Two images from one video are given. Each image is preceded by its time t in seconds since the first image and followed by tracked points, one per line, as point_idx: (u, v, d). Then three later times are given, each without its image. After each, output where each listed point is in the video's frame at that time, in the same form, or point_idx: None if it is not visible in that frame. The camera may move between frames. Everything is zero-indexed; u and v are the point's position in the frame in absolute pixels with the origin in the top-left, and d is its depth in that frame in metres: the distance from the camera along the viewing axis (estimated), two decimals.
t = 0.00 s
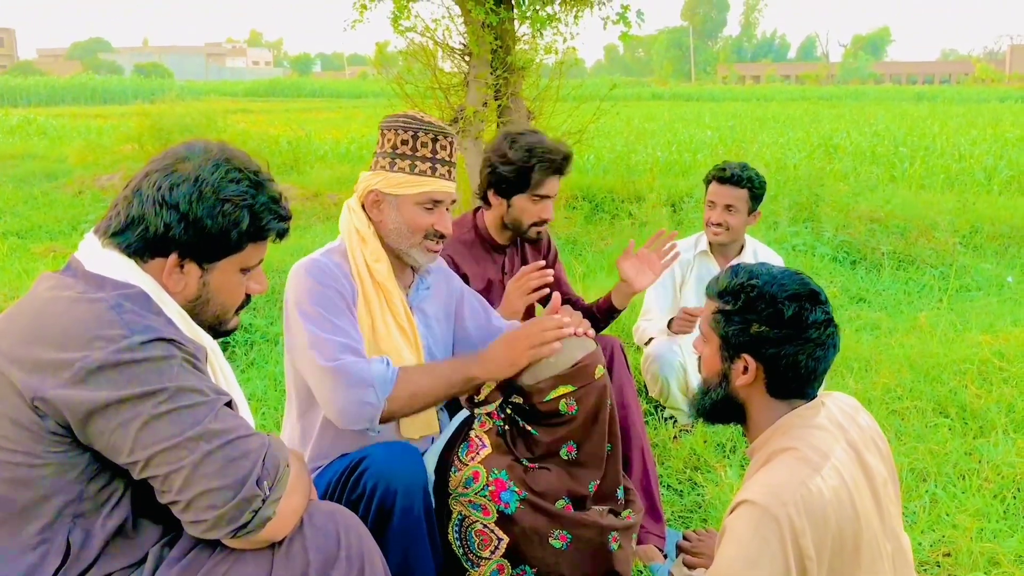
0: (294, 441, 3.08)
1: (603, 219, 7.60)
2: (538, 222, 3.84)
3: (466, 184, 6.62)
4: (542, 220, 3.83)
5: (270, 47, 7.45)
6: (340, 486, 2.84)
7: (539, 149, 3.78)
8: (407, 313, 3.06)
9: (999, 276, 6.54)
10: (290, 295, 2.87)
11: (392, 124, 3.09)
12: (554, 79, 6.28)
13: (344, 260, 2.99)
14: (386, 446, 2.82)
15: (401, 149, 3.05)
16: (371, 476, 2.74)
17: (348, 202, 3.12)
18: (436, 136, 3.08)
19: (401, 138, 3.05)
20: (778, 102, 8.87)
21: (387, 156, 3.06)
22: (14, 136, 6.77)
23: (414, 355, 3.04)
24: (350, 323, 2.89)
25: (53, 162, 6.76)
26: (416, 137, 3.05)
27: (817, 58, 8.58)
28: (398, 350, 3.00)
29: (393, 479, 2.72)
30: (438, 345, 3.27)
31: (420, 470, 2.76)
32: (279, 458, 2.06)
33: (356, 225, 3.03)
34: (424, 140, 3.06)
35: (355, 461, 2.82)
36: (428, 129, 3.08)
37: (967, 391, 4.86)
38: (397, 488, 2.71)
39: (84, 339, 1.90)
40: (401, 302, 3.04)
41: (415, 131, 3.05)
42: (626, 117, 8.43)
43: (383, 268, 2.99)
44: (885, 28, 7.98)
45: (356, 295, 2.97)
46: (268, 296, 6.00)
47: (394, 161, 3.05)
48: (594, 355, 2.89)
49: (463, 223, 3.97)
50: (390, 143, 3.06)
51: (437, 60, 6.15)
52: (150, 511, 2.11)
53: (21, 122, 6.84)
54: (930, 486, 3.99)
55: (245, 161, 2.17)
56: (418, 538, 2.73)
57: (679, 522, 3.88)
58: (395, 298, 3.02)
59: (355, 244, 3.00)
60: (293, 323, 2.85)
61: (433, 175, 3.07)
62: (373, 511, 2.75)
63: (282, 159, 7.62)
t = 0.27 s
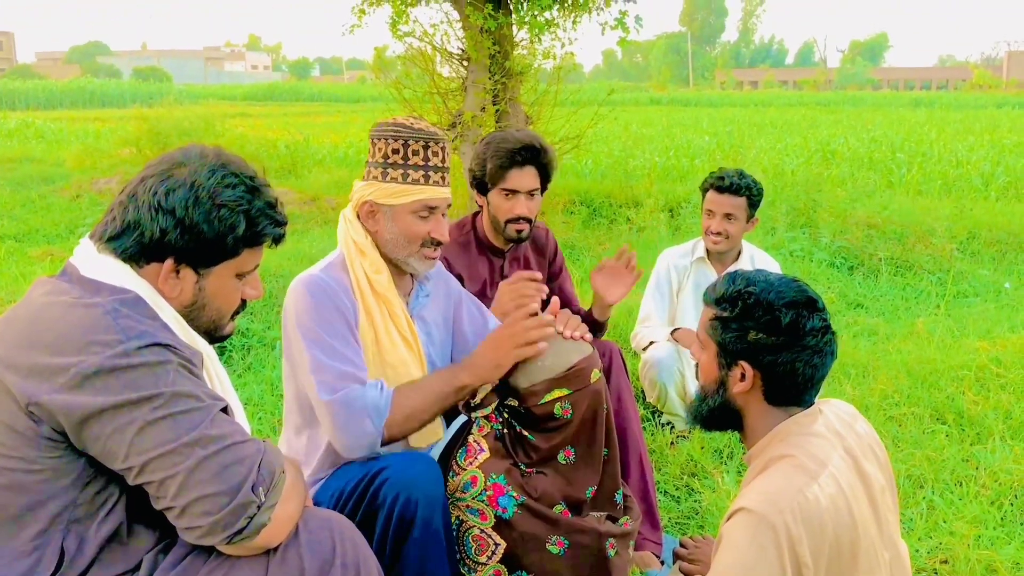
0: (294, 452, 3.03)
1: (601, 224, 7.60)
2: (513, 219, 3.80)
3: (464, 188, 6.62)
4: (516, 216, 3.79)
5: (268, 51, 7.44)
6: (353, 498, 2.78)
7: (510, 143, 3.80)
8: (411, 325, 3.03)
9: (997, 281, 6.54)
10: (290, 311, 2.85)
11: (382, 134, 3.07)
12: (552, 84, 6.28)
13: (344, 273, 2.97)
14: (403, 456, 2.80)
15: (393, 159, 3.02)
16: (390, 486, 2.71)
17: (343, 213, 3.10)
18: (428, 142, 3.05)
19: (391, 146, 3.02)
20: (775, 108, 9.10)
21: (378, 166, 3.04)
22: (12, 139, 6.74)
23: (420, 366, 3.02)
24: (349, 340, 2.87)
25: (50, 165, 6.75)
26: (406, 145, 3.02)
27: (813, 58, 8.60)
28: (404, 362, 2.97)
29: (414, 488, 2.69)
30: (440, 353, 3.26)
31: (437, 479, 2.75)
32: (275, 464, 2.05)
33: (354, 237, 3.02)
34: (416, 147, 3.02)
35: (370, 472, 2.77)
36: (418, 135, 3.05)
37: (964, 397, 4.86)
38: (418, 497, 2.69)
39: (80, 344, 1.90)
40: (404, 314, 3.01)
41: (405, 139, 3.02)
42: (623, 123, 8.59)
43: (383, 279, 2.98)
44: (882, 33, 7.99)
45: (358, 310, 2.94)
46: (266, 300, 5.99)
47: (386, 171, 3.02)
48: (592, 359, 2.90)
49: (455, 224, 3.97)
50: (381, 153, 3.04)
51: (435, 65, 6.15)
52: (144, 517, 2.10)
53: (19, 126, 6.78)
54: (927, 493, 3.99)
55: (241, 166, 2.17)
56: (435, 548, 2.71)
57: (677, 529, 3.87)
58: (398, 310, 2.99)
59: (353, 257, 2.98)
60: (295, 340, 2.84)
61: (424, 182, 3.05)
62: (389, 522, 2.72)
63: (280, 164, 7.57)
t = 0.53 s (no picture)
0: (285, 455, 3.02)
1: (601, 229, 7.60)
2: (516, 235, 3.79)
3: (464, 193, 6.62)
4: (520, 232, 3.78)
5: (270, 54, 7.44)
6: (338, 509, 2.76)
7: (519, 160, 3.78)
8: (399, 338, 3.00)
9: (997, 290, 6.53)
10: (276, 324, 2.87)
11: (364, 144, 3.06)
12: (553, 89, 6.28)
13: (332, 286, 2.96)
14: (385, 467, 2.77)
15: (376, 167, 3.00)
16: (373, 498, 2.68)
17: (334, 224, 3.10)
18: (411, 147, 3.04)
19: (374, 155, 3.01)
20: (775, 114, 9.06)
21: (364, 176, 3.03)
22: (12, 141, 6.75)
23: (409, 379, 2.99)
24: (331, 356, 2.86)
25: (51, 167, 6.75)
26: (390, 152, 3.00)
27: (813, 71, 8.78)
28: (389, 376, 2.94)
29: (398, 500, 2.67)
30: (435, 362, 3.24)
31: (422, 492, 2.73)
32: (273, 469, 2.05)
33: (343, 249, 3.00)
34: (399, 153, 3.01)
35: (354, 483, 2.75)
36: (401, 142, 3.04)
37: (964, 405, 4.85)
38: (401, 509, 2.66)
39: (79, 346, 1.89)
40: (392, 328, 2.98)
41: (387, 146, 3.01)
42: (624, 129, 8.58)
43: (370, 293, 2.95)
44: (884, 41, 7.98)
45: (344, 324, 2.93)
46: (266, 303, 5.99)
47: (371, 180, 3.01)
48: (585, 360, 2.92)
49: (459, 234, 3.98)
50: (365, 162, 3.03)
51: (436, 69, 6.15)
52: (142, 521, 2.09)
53: (20, 127, 6.80)
54: (926, 501, 3.98)
55: (242, 169, 2.17)
56: (421, 558, 2.69)
57: (675, 535, 3.86)
58: (385, 324, 2.96)
59: (340, 270, 2.97)
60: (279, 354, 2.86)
61: (411, 189, 3.02)
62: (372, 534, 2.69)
63: (280, 167, 7.59)
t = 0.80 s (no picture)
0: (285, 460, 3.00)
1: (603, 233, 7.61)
2: (514, 229, 3.79)
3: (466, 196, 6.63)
4: (519, 227, 3.79)
5: (272, 57, 7.42)
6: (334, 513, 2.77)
7: (524, 154, 3.81)
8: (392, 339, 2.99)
9: (998, 296, 6.53)
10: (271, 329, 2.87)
11: (351, 145, 3.05)
12: (555, 93, 6.27)
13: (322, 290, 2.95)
14: (381, 474, 2.79)
15: (365, 168, 3.00)
16: (367, 504, 2.69)
17: (321, 226, 3.08)
18: (399, 147, 3.03)
19: (362, 156, 3.00)
20: (780, 118, 9.22)
21: (352, 177, 3.02)
22: (14, 142, 6.75)
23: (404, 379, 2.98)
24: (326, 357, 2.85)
25: (52, 168, 6.76)
26: (377, 153, 3.00)
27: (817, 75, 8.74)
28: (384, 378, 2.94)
29: (391, 506, 2.67)
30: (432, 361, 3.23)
31: (416, 496, 2.73)
32: (273, 471, 2.04)
33: (332, 253, 2.99)
34: (387, 155, 3.00)
35: (350, 486, 2.76)
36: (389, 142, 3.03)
37: (966, 412, 4.85)
38: (395, 515, 2.65)
39: (80, 347, 1.88)
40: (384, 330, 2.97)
41: (375, 148, 3.00)
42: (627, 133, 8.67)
43: (361, 295, 2.94)
44: (886, 47, 7.98)
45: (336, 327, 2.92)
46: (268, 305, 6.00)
47: (360, 181, 3.00)
48: (583, 363, 2.94)
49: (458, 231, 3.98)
50: (353, 163, 3.02)
51: (439, 72, 6.15)
52: (141, 523, 2.09)
53: (22, 128, 6.81)
54: (928, 507, 3.98)
55: (245, 171, 2.17)
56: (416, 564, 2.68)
57: (676, 540, 3.86)
58: (377, 326, 2.95)
59: (330, 273, 2.96)
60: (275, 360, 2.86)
61: (400, 189, 3.00)
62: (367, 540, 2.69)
63: (282, 169, 7.56)
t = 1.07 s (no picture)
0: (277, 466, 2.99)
1: (603, 238, 7.62)
2: (515, 228, 3.80)
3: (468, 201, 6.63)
4: (520, 227, 3.79)
5: (273, 61, 7.39)
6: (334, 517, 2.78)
7: (527, 155, 3.83)
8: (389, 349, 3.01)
9: (999, 302, 6.53)
10: (265, 340, 2.86)
11: (367, 153, 3.03)
12: (556, 98, 6.27)
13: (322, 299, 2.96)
14: (379, 478, 2.80)
15: (381, 179, 2.98)
16: (366, 510, 2.70)
17: (325, 230, 3.06)
18: (419, 163, 3.04)
19: (380, 167, 2.99)
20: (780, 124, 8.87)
21: (364, 186, 3.00)
22: (15, 146, 6.77)
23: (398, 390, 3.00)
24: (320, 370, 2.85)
25: (54, 171, 6.77)
26: (396, 166, 3.00)
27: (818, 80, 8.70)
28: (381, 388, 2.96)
29: (389, 512, 2.68)
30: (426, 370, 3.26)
31: (413, 503, 2.75)
32: (275, 476, 2.05)
33: (336, 260, 2.99)
34: (405, 169, 3.00)
35: (350, 492, 2.77)
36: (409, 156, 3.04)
37: (967, 418, 4.84)
38: (392, 522, 2.68)
39: (82, 350, 1.89)
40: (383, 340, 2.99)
41: (394, 161, 3.00)
42: (627, 138, 8.35)
43: (363, 305, 2.95)
44: (887, 52, 7.98)
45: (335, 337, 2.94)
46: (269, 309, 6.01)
47: (373, 192, 2.98)
48: (588, 370, 2.93)
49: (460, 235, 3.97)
50: (367, 173, 2.99)
51: (440, 77, 6.16)
52: (143, 527, 2.09)
53: (24, 131, 6.84)
54: (928, 513, 3.98)
55: (247, 175, 2.17)
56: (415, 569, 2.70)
57: (676, 545, 3.86)
58: (376, 336, 2.97)
59: (332, 282, 2.96)
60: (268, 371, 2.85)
61: (414, 205, 3.02)
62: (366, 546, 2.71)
63: (284, 172, 7.59)
